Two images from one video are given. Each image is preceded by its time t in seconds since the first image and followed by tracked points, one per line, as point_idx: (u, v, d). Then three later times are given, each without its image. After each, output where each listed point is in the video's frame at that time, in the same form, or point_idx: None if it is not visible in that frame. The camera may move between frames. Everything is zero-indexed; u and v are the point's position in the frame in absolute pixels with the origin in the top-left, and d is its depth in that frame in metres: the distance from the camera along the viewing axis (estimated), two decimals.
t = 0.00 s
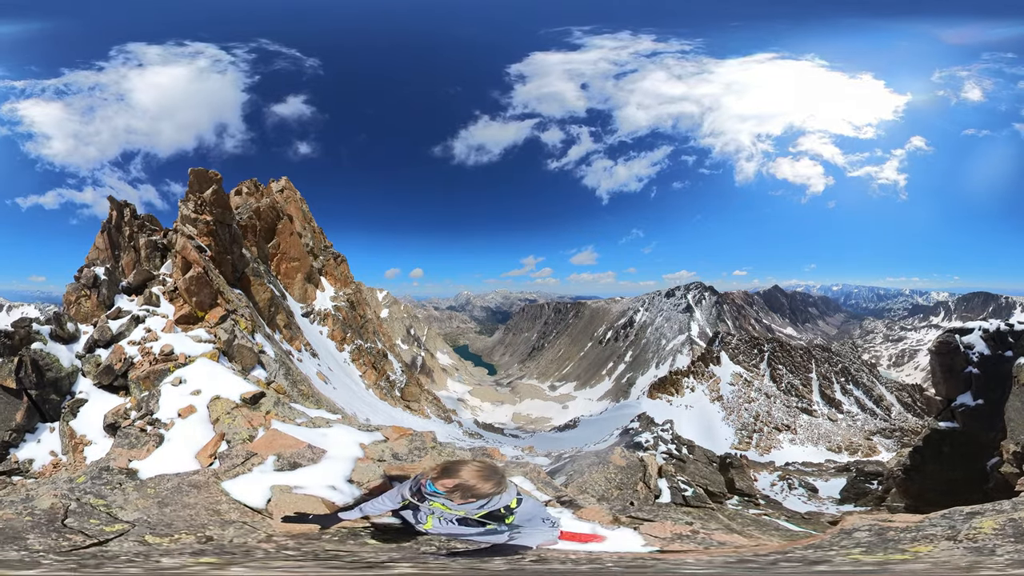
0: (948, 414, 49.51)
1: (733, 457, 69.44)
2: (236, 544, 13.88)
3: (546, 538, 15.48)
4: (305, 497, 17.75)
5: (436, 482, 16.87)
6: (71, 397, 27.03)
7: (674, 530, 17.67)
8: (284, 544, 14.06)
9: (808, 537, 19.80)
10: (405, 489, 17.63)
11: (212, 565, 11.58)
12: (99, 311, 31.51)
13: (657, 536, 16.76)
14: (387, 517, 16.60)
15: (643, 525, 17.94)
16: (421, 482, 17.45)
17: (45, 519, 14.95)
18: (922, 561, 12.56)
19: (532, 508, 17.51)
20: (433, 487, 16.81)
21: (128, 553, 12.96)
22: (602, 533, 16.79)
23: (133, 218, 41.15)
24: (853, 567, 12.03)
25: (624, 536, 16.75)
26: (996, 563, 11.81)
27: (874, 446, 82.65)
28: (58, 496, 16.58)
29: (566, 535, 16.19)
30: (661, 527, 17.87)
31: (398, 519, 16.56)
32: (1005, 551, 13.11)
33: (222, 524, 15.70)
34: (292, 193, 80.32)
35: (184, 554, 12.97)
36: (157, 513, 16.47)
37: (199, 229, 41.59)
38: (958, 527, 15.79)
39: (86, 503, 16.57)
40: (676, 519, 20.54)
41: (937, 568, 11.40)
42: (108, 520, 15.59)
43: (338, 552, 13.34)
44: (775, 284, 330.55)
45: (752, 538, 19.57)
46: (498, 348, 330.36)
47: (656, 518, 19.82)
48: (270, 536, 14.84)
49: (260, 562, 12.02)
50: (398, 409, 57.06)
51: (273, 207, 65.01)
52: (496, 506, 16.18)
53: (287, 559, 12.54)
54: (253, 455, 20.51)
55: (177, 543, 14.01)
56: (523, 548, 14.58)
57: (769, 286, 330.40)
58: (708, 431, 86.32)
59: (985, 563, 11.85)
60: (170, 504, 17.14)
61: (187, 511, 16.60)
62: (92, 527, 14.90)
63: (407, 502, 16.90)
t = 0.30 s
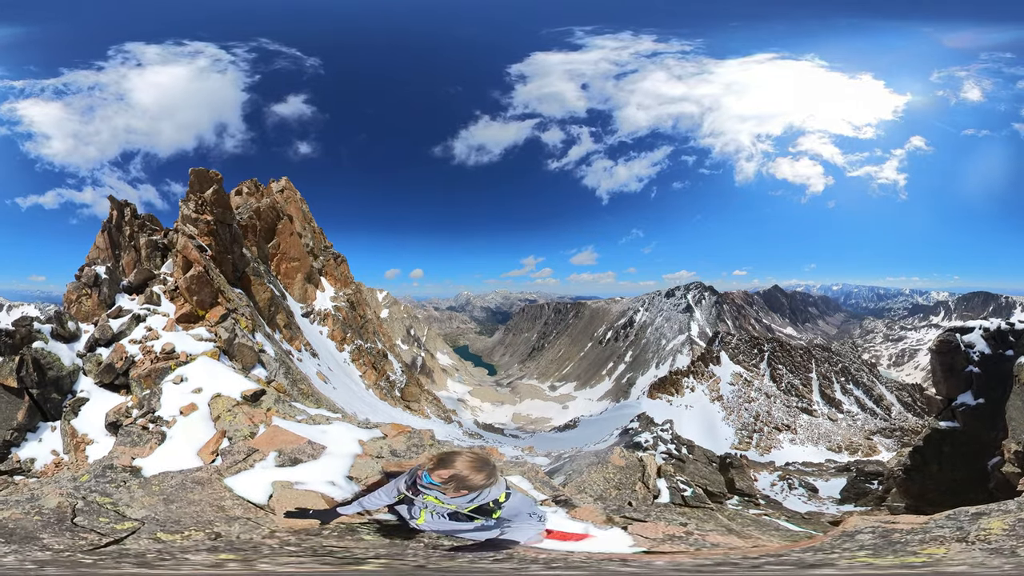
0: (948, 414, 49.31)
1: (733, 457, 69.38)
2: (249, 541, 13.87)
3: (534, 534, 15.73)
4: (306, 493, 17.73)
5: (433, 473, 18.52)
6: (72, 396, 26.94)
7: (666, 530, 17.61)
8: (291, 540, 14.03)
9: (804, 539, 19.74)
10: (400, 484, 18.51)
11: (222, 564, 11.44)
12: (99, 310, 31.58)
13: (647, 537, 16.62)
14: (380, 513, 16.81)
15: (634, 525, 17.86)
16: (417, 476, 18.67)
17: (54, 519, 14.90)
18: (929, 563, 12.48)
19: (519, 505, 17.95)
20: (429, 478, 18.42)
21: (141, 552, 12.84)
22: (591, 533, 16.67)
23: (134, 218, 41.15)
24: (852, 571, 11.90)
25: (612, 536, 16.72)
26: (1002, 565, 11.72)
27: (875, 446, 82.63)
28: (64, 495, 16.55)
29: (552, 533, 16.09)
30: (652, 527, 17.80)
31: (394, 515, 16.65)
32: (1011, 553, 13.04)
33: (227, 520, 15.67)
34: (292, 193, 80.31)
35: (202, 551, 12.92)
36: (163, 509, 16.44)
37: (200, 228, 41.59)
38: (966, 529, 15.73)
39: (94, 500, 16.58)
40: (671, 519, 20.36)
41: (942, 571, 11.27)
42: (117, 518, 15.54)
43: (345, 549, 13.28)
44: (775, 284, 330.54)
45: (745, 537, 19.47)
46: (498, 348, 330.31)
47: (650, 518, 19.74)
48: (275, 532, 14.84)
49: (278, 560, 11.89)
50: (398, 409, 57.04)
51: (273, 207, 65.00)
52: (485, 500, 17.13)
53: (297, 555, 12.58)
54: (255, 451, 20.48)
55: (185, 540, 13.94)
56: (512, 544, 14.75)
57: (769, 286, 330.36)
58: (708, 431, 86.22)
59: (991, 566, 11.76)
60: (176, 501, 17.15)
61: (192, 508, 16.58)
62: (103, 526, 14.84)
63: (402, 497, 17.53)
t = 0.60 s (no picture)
0: (947, 414, 49.33)
1: (733, 457, 69.46)
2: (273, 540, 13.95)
3: (536, 523, 16.40)
4: (314, 492, 17.77)
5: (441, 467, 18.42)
6: (72, 396, 26.92)
7: (658, 528, 17.57)
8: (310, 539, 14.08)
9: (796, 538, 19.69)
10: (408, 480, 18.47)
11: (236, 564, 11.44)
12: (100, 310, 31.69)
13: (639, 534, 16.64)
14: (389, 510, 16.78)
15: (628, 522, 17.81)
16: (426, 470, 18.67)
17: (57, 522, 14.85)
18: (920, 565, 12.46)
19: (521, 495, 18.43)
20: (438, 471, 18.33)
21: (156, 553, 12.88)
22: (584, 529, 16.62)
23: (134, 218, 41.23)
24: (844, 570, 11.84)
25: (602, 532, 16.71)
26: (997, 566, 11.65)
27: (875, 445, 82.69)
28: (68, 497, 16.52)
29: (553, 530, 16.06)
30: (643, 525, 17.65)
31: (404, 512, 16.61)
32: (1006, 556, 12.99)
33: (234, 520, 15.66)
34: (292, 193, 80.33)
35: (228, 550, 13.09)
36: (172, 511, 16.43)
37: (200, 227, 41.58)
38: (960, 531, 15.73)
39: (99, 503, 16.59)
40: (663, 518, 20.19)
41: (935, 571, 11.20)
42: (124, 521, 15.51)
43: (368, 546, 13.33)
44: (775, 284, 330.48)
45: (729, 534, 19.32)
46: (498, 349, 330.34)
47: (644, 515, 19.67)
48: (293, 531, 14.90)
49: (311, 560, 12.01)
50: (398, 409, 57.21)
51: (273, 207, 65.06)
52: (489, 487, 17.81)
53: (327, 554, 12.62)
54: (260, 451, 20.54)
55: (200, 541, 13.97)
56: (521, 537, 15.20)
57: (769, 286, 330.31)
58: (708, 430, 86.28)
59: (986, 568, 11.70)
60: (184, 501, 17.15)
61: (201, 508, 16.56)
62: (111, 528, 14.82)
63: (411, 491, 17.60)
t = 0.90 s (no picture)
0: (945, 414, 51.25)
1: (733, 456, 69.55)
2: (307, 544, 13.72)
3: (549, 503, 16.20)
4: (330, 493, 17.74)
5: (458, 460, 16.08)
6: (72, 396, 27.04)
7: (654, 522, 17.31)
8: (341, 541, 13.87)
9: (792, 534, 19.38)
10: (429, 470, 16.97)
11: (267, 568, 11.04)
12: (100, 309, 31.45)
13: (637, 528, 16.58)
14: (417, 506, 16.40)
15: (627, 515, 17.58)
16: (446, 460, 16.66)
17: (51, 527, 14.52)
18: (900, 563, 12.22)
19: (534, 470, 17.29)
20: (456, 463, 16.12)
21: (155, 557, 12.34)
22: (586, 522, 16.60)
23: (134, 217, 41.37)
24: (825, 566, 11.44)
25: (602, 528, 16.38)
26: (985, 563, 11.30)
27: (874, 445, 82.81)
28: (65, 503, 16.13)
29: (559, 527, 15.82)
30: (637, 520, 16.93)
31: (422, 509, 16.37)
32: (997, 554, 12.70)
33: (246, 526, 15.31)
34: (292, 193, 80.38)
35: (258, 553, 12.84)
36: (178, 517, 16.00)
37: (201, 227, 41.60)
38: (938, 534, 15.49)
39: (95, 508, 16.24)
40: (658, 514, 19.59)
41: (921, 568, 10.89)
42: (126, 527, 15.11)
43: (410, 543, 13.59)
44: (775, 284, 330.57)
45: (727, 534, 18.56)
46: (498, 349, 330.43)
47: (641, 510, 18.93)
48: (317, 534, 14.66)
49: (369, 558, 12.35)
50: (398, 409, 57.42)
51: (273, 208, 65.19)
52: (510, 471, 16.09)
53: (390, 554, 12.52)
54: (267, 454, 20.38)
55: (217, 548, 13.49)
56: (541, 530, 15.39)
57: (769, 286, 330.38)
58: (708, 430, 86.35)
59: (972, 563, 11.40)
60: (189, 507, 16.78)
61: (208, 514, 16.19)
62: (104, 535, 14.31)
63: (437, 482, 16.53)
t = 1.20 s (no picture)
0: (942, 413, 52.02)
1: (733, 456, 69.40)
2: (356, 546, 11.87)
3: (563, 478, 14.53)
4: (352, 492, 15.91)
5: (493, 450, 13.06)
6: (70, 395, 27.09)
7: (654, 514, 15.55)
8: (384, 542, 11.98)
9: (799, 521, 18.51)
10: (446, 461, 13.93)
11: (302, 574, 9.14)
12: (98, 307, 31.88)
13: (640, 521, 14.74)
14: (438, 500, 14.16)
15: (630, 508, 15.77)
16: (466, 449, 13.81)
17: (32, 533, 12.76)
18: (871, 538, 11.33)
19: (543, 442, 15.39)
20: (490, 452, 13.10)
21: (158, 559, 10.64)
22: (592, 515, 14.72)
23: (134, 215, 41.27)
24: (802, 556, 10.46)
25: (609, 524, 14.34)
26: (991, 542, 10.32)
27: (875, 444, 82.62)
28: (53, 506, 14.49)
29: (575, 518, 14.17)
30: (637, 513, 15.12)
31: (444, 505, 14.74)
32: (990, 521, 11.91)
33: (275, 530, 13.26)
34: (292, 192, 80.09)
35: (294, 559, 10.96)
36: (190, 524, 13.90)
37: (202, 225, 41.62)
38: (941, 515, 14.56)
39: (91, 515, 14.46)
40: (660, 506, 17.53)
41: (918, 552, 9.99)
42: (126, 536, 12.93)
43: (472, 540, 12.02)
44: (775, 284, 330.69)
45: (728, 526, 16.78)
46: (498, 349, 330.48)
47: (644, 501, 16.97)
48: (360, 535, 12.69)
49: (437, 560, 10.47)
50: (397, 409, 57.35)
51: (273, 207, 65.20)
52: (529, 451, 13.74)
53: (458, 556, 10.96)
54: (278, 454, 18.85)
55: (261, 554, 11.26)
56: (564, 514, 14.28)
57: (769, 286, 330.54)
58: (709, 429, 86.10)
59: (971, 542, 10.46)
60: (200, 513, 14.69)
61: (222, 520, 14.01)
62: (93, 543, 12.29)
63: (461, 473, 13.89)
